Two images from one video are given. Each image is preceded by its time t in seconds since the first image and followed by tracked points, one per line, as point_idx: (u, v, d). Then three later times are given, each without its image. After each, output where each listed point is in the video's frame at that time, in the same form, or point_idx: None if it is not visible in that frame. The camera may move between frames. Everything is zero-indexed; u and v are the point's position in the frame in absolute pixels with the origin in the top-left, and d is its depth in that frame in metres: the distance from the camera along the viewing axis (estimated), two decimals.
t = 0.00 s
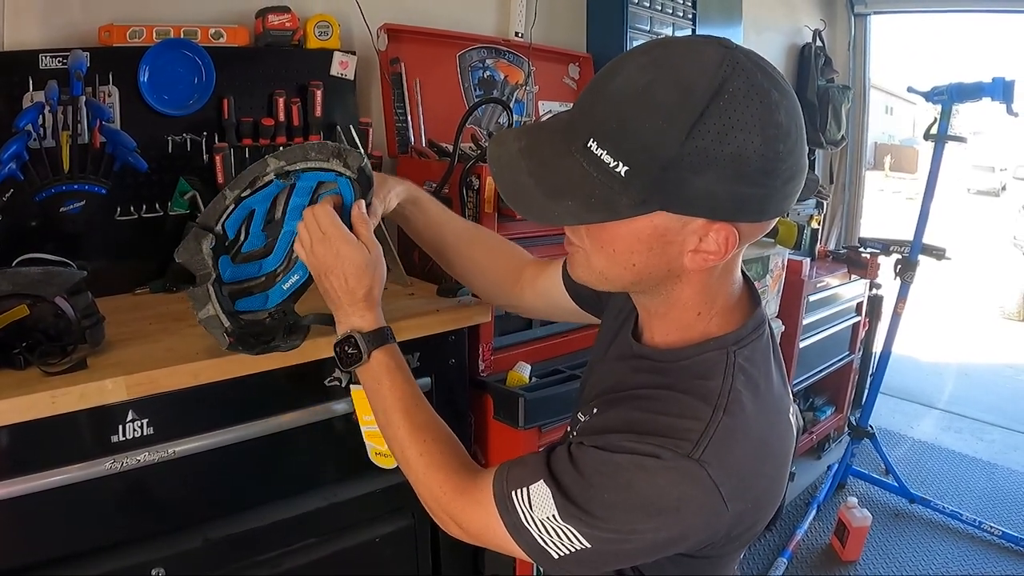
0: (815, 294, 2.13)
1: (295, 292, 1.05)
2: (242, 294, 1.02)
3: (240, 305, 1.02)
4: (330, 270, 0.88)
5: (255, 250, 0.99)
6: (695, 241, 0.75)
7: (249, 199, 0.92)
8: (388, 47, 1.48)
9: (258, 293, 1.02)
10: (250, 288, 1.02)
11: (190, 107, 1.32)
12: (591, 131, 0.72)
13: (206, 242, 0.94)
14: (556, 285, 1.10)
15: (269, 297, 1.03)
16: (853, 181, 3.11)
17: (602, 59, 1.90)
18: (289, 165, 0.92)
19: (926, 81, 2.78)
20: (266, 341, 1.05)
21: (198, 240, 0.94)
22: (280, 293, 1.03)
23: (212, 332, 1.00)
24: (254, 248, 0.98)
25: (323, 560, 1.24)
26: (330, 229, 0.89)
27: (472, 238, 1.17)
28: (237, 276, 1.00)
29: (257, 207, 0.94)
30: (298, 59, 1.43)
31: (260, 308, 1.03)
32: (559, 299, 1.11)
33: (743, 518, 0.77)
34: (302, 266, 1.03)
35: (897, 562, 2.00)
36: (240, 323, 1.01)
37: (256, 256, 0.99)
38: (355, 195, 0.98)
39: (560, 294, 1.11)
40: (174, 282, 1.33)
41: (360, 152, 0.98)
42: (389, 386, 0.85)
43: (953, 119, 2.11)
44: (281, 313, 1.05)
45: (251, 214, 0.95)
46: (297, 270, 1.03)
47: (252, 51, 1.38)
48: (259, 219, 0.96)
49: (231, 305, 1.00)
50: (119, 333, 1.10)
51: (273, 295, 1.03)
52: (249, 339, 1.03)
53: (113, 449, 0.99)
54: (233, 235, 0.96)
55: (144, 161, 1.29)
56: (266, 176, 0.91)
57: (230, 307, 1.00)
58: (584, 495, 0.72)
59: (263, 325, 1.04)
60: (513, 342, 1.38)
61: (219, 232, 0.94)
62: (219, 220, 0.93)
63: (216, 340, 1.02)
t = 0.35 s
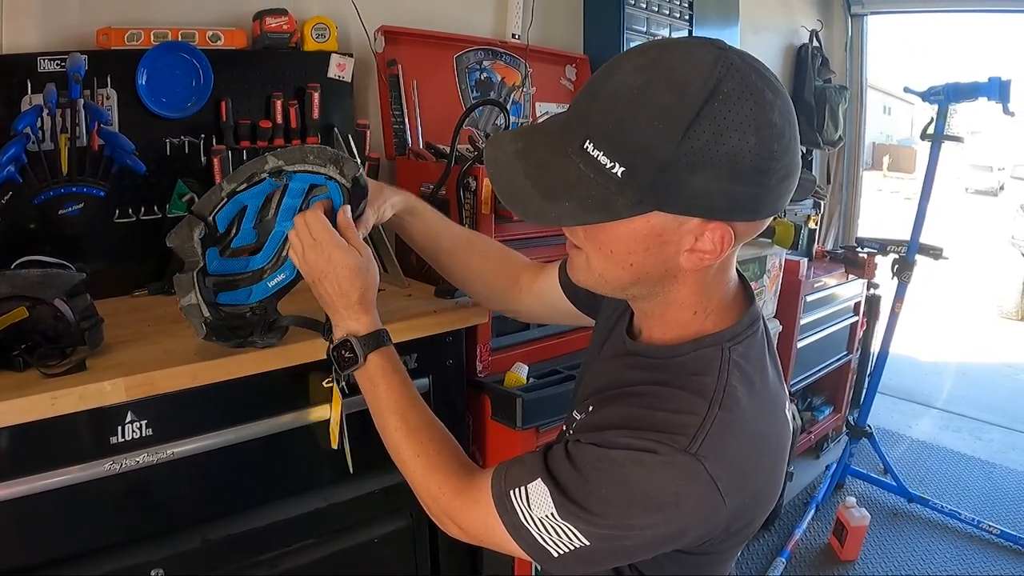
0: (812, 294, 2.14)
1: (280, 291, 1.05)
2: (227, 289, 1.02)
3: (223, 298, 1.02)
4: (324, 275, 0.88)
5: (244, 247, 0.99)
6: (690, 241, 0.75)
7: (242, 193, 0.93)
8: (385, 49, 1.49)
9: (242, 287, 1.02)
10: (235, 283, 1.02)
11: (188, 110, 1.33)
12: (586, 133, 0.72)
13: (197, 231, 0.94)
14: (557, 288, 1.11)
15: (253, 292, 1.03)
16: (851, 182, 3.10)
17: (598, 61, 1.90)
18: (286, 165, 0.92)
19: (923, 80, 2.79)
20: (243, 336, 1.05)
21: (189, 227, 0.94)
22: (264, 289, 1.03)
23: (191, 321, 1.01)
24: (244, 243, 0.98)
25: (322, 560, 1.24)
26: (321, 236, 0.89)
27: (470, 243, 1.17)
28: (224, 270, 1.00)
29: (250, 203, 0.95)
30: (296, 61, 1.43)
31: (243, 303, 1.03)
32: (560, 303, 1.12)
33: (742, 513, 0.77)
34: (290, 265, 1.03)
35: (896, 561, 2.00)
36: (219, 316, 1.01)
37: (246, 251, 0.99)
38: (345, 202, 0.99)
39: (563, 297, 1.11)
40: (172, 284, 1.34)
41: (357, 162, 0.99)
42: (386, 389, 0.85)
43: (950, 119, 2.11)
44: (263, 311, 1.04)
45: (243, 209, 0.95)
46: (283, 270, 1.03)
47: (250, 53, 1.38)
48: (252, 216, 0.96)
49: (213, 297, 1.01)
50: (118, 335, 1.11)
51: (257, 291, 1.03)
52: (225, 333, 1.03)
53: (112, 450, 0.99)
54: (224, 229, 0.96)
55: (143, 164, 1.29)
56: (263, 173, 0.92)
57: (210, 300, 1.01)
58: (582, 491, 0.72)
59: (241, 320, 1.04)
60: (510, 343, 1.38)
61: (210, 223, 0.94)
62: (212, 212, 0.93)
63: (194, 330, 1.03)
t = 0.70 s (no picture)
0: (812, 296, 2.14)
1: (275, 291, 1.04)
2: (224, 280, 1.02)
3: (219, 289, 1.02)
4: (330, 283, 0.89)
5: (246, 242, 1.00)
6: (689, 245, 0.75)
7: (249, 187, 0.97)
8: (386, 52, 1.49)
9: (239, 280, 1.02)
10: (233, 275, 1.02)
11: (190, 113, 1.33)
12: (586, 139, 0.73)
13: (206, 219, 0.97)
14: (568, 308, 1.12)
15: (249, 286, 1.02)
16: (851, 186, 3.10)
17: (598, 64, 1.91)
18: (293, 167, 0.98)
19: (922, 82, 2.79)
20: (227, 330, 1.03)
21: (199, 214, 0.97)
22: (260, 283, 1.02)
23: (178, 305, 0.98)
24: (248, 237, 1.00)
25: (323, 562, 1.25)
26: (325, 245, 0.90)
27: (477, 269, 1.17)
28: (223, 260, 1.00)
29: (257, 199, 0.98)
30: (297, 65, 1.44)
31: (238, 296, 1.03)
32: (572, 322, 1.13)
33: (743, 514, 0.78)
34: (288, 264, 1.02)
35: (896, 563, 2.00)
36: (208, 305, 1.00)
37: (248, 244, 1.00)
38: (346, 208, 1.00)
39: (574, 316, 1.12)
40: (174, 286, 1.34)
41: (369, 188, 1.02)
42: (392, 393, 0.86)
43: (949, 121, 2.12)
44: (254, 307, 1.04)
45: (249, 204, 0.98)
46: (281, 266, 1.02)
47: (251, 57, 1.39)
48: (257, 212, 0.99)
49: (206, 287, 1.00)
50: (119, 337, 1.11)
51: (253, 284, 1.02)
52: (213, 322, 1.02)
53: (114, 451, 1.00)
54: (230, 222, 0.99)
55: (145, 166, 1.30)
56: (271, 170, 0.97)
57: (204, 288, 1.00)
58: (583, 494, 0.73)
59: (229, 313, 1.03)
60: (510, 345, 1.38)
61: (217, 214, 0.98)
62: (220, 201, 0.97)
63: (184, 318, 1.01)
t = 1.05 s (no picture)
0: (809, 294, 2.15)
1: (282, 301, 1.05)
2: (231, 290, 1.03)
3: (227, 299, 1.03)
4: (330, 287, 0.90)
5: (254, 253, 1.02)
6: (683, 242, 0.76)
7: (256, 200, 1.00)
8: (383, 51, 1.50)
9: (247, 290, 1.03)
10: (240, 286, 1.03)
11: (187, 112, 1.33)
12: (578, 138, 0.73)
13: (216, 231, 1.00)
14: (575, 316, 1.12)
15: (256, 297, 1.03)
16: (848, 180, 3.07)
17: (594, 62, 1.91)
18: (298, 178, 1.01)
19: (919, 80, 2.80)
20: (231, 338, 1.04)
21: (208, 226, 1.00)
22: (267, 294, 1.04)
23: (186, 312, 1.01)
24: (255, 249, 1.02)
25: (320, 559, 1.25)
26: (325, 248, 0.91)
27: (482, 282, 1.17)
28: (231, 272, 1.02)
29: (262, 210, 1.00)
30: (294, 64, 1.44)
31: (246, 305, 1.04)
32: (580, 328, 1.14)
33: (739, 511, 0.78)
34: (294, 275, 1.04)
35: (893, 560, 2.01)
36: (216, 314, 1.02)
37: (256, 256, 1.02)
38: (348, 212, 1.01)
39: (580, 322, 1.13)
40: (172, 285, 1.35)
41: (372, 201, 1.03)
42: (390, 394, 0.86)
43: (946, 118, 2.12)
44: (260, 317, 1.05)
45: (255, 217, 1.01)
46: (288, 276, 1.04)
47: (249, 56, 1.39)
48: (263, 224, 1.01)
49: (213, 297, 1.02)
50: (117, 336, 1.12)
51: (260, 295, 1.04)
52: (218, 330, 1.03)
53: (111, 449, 1.00)
54: (238, 234, 1.01)
55: (143, 165, 1.30)
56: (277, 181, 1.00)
57: (213, 298, 1.02)
58: (580, 492, 0.73)
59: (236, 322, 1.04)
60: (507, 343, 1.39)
61: (225, 226, 1.01)
62: (228, 214, 1.00)
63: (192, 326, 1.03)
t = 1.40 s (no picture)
0: (806, 294, 2.15)
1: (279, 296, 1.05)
2: (226, 289, 1.02)
3: (221, 298, 1.02)
4: (328, 284, 0.89)
5: (246, 251, 0.99)
6: (679, 240, 0.76)
7: (246, 197, 0.94)
8: (380, 51, 1.50)
9: (241, 289, 1.02)
10: (235, 284, 1.02)
11: (184, 112, 1.34)
12: (576, 136, 0.73)
13: (201, 231, 0.96)
14: (556, 293, 1.11)
15: (251, 295, 1.03)
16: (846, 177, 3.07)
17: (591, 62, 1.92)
18: (290, 171, 0.94)
19: (917, 79, 2.80)
20: (240, 336, 1.06)
21: (194, 228, 0.96)
22: (262, 294, 1.03)
23: (189, 320, 1.01)
24: (246, 247, 0.99)
25: (318, 558, 1.25)
26: (326, 245, 0.91)
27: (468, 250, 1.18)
28: (224, 270, 1.00)
29: (255, 208, 0.95)
30: (291, 64, 1.44)
31: (240, 304, 1.03)
32: (560, 307, 1.13)
33: (736, 509, 0.78)
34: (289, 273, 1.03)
35: (890, 559, 2.01)
36: (216, 315, 1.02)
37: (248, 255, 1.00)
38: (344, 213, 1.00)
39: (562, 301, 1.11)
40: (169, 285, 1.35)
41: (356, 173, 1.00)
42: (388, 393, 0.86)
43: (942, 118, 2.12)
44: (259, 312, 1.05)
45: (246, 214, 0.96)
46: (282, 277, 1.03)
47: (246, 56, 1.39)
48: (255, 221, 0.97)
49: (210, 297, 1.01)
50: (115, 336, 1.12)
51: (255, 295, 1.03)
52: (220, 332, 1.03)
53: (108, 449, 1.00)
54: (227, 231, 0.97)
55: (140, 166, 1.30)
56: (268, 177, 0.93)
57: (209, 298, 1.01)
58: (578, 490, 0.73)
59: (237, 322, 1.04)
60: (504, 343, 1.39)
61: (214, 225, 0.96)
62: (217, 214, 0.95)
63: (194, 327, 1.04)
